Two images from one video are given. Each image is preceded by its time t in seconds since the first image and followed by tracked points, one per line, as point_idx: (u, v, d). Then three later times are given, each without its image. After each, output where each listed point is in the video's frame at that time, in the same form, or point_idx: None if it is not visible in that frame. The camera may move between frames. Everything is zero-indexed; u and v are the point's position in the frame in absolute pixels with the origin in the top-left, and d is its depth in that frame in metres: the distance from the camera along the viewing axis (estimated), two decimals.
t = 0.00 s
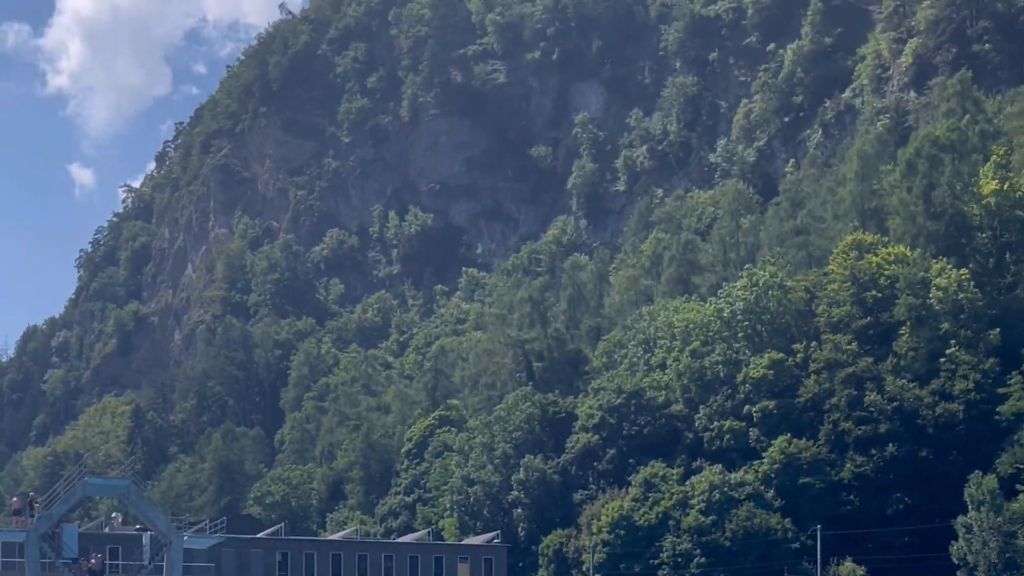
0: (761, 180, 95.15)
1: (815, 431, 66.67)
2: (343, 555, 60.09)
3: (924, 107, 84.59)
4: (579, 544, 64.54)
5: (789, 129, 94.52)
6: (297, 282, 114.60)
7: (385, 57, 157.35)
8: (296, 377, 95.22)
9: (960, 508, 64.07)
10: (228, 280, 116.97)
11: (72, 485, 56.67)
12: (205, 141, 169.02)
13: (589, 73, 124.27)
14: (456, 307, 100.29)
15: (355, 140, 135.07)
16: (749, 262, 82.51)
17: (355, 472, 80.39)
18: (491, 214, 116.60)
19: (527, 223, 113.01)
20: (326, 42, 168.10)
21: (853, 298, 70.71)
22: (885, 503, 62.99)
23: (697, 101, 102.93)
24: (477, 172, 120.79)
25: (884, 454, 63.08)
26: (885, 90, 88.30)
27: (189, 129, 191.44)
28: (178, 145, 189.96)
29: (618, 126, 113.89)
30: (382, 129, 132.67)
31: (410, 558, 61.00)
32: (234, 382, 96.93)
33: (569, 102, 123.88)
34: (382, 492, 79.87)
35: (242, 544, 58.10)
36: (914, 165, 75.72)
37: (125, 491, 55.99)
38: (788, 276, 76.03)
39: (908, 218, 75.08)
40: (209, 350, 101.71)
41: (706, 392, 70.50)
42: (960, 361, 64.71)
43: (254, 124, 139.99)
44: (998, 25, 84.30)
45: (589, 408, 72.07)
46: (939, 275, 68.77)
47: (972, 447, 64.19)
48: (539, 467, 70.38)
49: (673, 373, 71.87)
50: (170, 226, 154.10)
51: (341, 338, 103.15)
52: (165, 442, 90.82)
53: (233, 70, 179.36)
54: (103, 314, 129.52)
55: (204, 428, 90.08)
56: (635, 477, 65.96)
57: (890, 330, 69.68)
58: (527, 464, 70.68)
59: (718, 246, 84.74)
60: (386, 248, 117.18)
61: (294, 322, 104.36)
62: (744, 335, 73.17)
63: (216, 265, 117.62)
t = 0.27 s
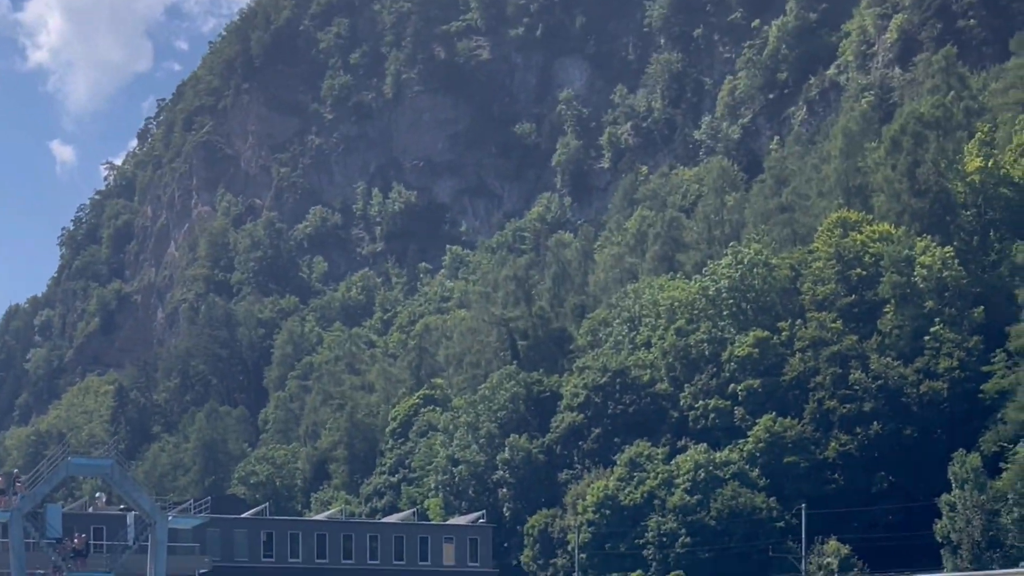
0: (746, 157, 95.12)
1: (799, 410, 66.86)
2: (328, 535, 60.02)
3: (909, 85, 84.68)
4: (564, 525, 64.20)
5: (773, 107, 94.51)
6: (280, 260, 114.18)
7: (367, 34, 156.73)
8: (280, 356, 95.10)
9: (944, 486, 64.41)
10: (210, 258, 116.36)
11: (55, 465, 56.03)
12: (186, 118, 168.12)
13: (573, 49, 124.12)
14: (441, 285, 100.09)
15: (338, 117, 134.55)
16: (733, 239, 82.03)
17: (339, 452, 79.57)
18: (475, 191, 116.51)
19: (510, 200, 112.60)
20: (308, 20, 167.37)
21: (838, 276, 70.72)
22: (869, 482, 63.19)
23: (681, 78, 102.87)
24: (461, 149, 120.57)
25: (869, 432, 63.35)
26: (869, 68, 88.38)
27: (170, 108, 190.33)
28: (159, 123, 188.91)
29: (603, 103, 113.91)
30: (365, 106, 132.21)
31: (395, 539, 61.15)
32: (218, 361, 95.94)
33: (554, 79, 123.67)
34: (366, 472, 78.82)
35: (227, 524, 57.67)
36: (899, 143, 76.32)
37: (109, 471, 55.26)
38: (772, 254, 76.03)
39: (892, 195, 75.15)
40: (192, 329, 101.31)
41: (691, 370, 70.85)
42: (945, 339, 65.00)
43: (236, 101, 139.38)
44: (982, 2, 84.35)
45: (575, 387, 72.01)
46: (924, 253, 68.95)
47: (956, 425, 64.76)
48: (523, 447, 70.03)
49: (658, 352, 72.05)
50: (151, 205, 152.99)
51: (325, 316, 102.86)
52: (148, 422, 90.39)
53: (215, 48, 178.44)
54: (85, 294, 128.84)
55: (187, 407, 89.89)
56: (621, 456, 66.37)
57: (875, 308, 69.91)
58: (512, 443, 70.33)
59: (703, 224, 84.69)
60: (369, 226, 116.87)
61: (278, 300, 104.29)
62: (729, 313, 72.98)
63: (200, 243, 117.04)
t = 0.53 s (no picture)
0: (731, 98, 93.88)
1: (783, 356, 66.36)
2: (307, 481, 59.30)
3: (897, 27, 83.88)
4: (547, 472, 63.71)
5: (759, 48, 93.48)
6: (259, 200, 112.88)
7: None
8: (259, 299, 94.52)
9: (927, 434, 64.17)
10: (187, 198, 115.17)
11: (31, 408, 55.00)
12: (163, 54, 166.01)
13: None
14: (422, 226, 99.12)
15: (318, 54, 132.79)
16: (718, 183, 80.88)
17: (319, 397, 79.28)
18: (458, 131, 115.73)
19: (493, 141, 112.47)
20: None
21: (822, 220, 69.91)
22: (853, 430, 62.92)
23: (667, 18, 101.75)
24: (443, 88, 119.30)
25: (852, 379, 63.03)
26: (858, 10, 87.44)
27: (147, 43, 188.00)
28: (136, 59, 186.65)
29: (587, 43, 113.14)
30: (346, 42, 130.49)
31: (375, 485, 60.26)
32: (195, 304, 95.88)
33: (537, 16, 122.41)
34: (345, 417, 78.51)
35: (204, 470, 57.18)
36: (887, 85, 75.43)
37: (85, 415, 54.20)
38: (757, 198, 75.23)
39: (879, 138, 74.28)
40: (170, 269, 100.26)
41: (675, 316, 70.08)
42: (929, 286, 64.55)
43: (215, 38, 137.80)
44: None
45: (557, 332, 71.39)
46: (909, 198, 68.19)
47: (939, 373, 64.49)
48: (505, 393, 69.47)
49: (642, 296, 71.55)
50: (126, 143, 150.88)
51: (304, 258, 101.86)
52: (126, 365, 89.63)
53: None
54: (61, 233, 127.48)
55: (165, 351, 89.51)
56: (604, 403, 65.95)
57: (860, 254, 68.87)
58: (493, 389, 69.78)
59: (688, 167, 83.74)
60: (349, 166, 115.71)
61: (256, 243, 104.51)
62: (713, 258, 72.52)
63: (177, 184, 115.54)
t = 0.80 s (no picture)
0: (719, 30, 91.57)
1: (769, 294, 65.70)
2: (290, 419, 58.71)
3: None
4: (531, 411, 64.11)
5: None
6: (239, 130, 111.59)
7: None
8: (240, 234, 94.30)
9: (913, 374, 63.94)
10: (166, 129, 114.07)
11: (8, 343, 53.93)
12: None
13: None
14: (405, 160, 98.03)
15: None
16: (705, 117, 79.84)
17: (300, 332, 79.06)
18: (441, 63, 115.22)
19: (479, 71, 113.54)
20: None
21: (810, 156, 68.96)
22: (838, 370, 62.45)
23: None
24: (428, 17, 117.90)
25: (838, 319, 62.60)
26: None
27: None
28: None
29: None
30: None
31: (358, 424, 59.83)
32: (175, 237, 96.46)
33: None
34: (327, 352, 78.42)
35: (185, 406, 56.57)
36: (877, 17, 74.22)
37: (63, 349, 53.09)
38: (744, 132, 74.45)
39: (869, 72, 73.23)
40: (149, 202, 99.38)
41: (661, 253, 69.43)
42: (916, 225, 63.71)
43: None
44: None
45: (542, 269, 70.88)
46: (899, 134, 67.01)
47: (925, 312, 64.26)
48: (489, 330, 69.25)
49: (627, 233, 70.79)
50: (104, 69, 148.50)
51: (286, 192, 100.68)
52: (105, 300, 89.21)
53: None
54: (39, 164, 126.23)
55: (145, 287, 90.15)
56: (589, 340, 65.52)
57: (848, 190, 67.97)
58: (477, 326, 69.51)
59: (674, 100, 82.60)
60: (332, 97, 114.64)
61: (236, 175, 102.43)
62: (700, 194, 71.94)
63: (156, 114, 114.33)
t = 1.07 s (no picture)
0: None
1: (766, 233, 64.97)
2: (280, 357, 58.05)
3: None
4: (524, 350, 63.71)
5: None
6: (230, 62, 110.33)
7: None
8: (231, 168, 93.58)
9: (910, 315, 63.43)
10: (154, 60, 112.68)
11: None
12: None
13: None
14: (399, 93, 96.73)
15: None
16: (703, 52, 78.35)
17: (293, 270, 79.26)
18: None
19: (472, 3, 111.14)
20: None
21: (809, 92, 67.73)
22: (835, 311, 61.96)
23: None
24: None
25: (836, 259, 61.89)
26: None
27: None
28: None
29: None
30: None
31: (350, 362, 59.44)
32: (166, 171, 95.98)
33: None
34: (320, 291, 78.60)
35: (175, 344, 55.94)
36: None
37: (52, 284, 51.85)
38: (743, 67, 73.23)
39: (870, 6, 71.81)
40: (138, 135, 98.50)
41: (656, 190, 68.86)
42: (915, 162, 62.50)
43: None
44: None
45: (536, 206, 70.22)
46: (899, 69, 65.44)
47: (922, 251, 63.54)
48: (483, 268, 68.80)
49: (623, 170, 70.12)
50: None
51: (277, 126, 99.37)
52: (94, 235, 88.62)
53: None
54: (26, 95, 125.13)
55: (134, 221, 89.47)
56: (584, 279, 64.78)
57: (847, 127, 67.01)
58: (470, 264, 68.98)
59: (672, 34, 81.16)
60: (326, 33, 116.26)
61: (226, 107, 101.04)
62: (697, 130, 70.85)
63: (145, 44, 112.93)
